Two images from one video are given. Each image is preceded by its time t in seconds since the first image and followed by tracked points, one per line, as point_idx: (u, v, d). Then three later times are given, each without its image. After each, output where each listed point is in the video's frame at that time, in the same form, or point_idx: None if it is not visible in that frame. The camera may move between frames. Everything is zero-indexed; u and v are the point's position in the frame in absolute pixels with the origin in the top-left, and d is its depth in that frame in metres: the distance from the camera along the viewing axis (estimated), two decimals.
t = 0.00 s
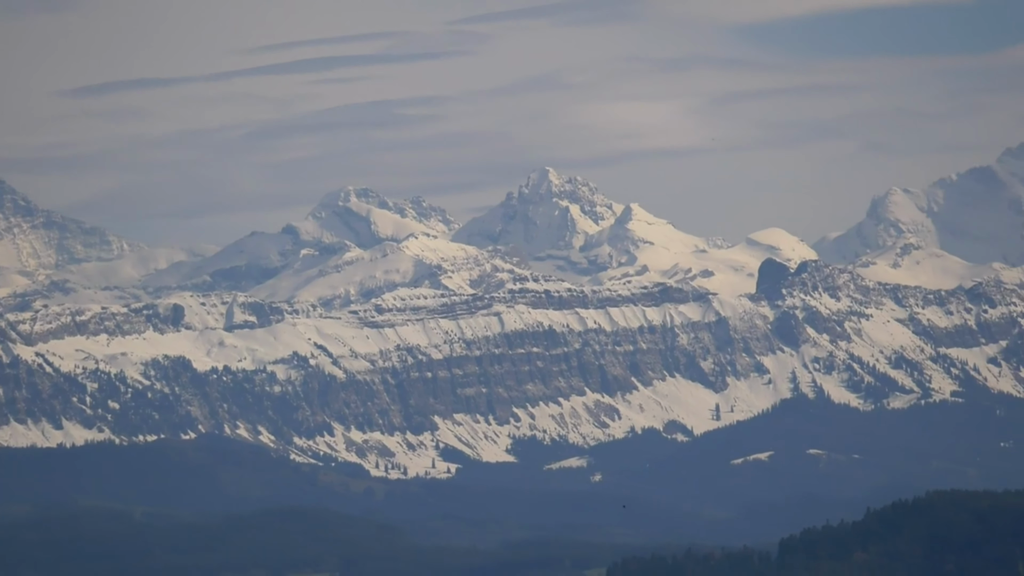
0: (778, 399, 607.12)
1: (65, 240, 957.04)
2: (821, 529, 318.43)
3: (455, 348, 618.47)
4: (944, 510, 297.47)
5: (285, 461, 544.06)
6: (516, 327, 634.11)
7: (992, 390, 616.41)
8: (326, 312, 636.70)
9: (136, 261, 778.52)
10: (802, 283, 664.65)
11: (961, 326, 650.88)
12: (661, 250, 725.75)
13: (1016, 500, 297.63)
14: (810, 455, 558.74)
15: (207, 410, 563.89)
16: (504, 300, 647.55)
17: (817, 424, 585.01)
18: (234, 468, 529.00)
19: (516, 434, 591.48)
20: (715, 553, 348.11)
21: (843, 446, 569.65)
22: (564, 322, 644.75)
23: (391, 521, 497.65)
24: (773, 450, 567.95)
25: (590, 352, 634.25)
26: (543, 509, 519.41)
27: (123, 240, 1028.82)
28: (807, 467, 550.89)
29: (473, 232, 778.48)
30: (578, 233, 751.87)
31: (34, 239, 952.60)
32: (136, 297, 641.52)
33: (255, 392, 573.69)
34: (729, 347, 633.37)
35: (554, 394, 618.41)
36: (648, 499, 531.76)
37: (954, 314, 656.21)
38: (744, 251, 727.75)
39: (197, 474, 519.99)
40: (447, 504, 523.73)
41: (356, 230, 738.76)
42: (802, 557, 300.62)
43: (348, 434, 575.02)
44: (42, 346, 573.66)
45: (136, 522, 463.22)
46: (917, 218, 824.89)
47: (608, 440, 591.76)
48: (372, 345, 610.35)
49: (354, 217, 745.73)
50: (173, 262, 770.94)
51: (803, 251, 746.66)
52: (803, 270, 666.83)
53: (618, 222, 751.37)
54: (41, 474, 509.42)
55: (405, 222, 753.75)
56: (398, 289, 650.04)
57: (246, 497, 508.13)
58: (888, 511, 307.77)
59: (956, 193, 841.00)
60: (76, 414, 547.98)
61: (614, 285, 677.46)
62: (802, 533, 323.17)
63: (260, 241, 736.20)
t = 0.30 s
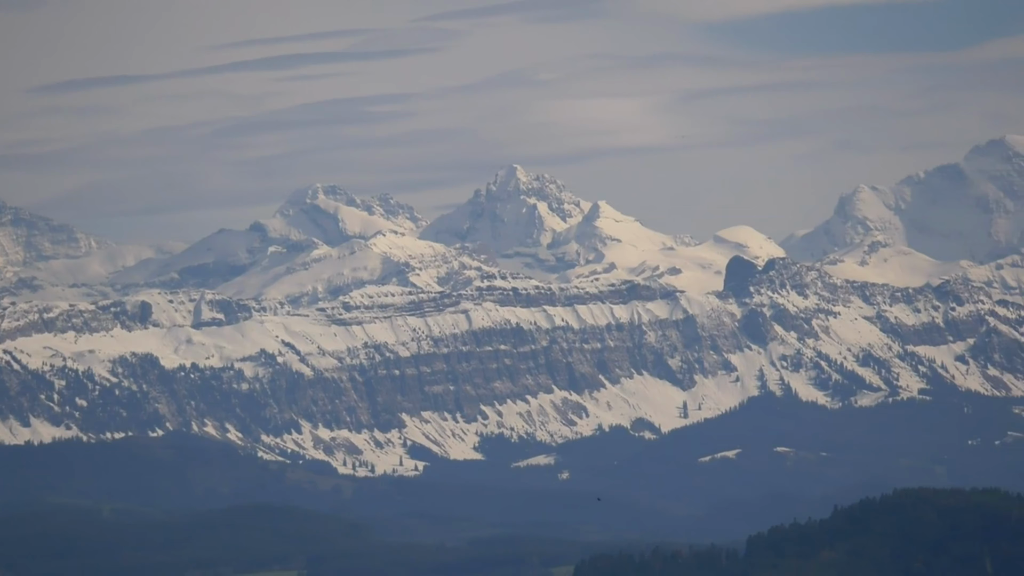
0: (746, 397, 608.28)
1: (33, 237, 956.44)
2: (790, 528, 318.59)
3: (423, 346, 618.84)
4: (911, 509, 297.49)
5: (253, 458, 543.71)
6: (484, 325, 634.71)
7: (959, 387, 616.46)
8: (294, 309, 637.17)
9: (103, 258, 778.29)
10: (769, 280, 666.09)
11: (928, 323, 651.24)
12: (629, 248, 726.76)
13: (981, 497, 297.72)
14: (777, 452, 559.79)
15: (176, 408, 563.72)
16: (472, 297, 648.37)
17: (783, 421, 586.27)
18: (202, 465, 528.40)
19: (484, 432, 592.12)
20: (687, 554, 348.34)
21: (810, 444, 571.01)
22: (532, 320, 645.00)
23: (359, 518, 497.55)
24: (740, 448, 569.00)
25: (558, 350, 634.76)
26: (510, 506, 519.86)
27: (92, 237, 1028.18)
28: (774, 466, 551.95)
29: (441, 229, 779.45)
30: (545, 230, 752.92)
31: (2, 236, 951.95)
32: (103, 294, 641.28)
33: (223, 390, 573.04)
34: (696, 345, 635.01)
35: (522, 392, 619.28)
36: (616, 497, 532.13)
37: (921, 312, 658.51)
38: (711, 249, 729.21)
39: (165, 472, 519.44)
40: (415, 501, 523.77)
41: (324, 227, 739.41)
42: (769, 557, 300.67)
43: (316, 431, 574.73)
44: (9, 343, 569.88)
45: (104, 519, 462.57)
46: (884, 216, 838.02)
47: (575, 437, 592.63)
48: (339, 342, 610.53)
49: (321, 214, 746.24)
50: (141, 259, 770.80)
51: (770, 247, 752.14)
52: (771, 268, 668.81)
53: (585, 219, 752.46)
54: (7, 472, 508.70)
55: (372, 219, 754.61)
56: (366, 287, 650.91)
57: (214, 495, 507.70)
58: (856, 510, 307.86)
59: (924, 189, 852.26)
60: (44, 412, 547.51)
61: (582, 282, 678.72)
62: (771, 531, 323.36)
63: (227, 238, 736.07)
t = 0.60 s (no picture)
0: (713, 397, 609.37)
1: None
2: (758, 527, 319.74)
3: (391, 345, 619.56)
4: (877, 507, 298.23)
5: (221, 458, 543.65)
6: (452, 325, 635.52)
7: (926, 387, 616.58)
8: (262, 309, 637.85)
9: (71, 258, 778.16)
10: (736, 280, 667.91)
11: (895, 324, 652.69)
12: (596, 247, 728.53)
13: (947, 496, 298.81)
14: (744, 453, 561.18)
15: (144, 408, 563.42)
16: (439, 297, 649.61)
17: (750, 421, 587.68)
18: (169, 465, 528.43)
19: (451, 432, 593.19)
20: (654, 553, 349.34)
21: (776, 443, 572.43)
22: (499, 319, 645.87)
23: (326, 518, 497.95)
24: (707, 448, 570.46)
25: (525, 350, 635.38)
26: (477, 506, 520.47)
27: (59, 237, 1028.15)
28: (740, 466, 553.41)
29: (408, 229, 780.61)
30: (512, 230, 754.04)
31: None
32: (70, 295, 641.29)
33: (190, 390, 572.94)
34: (663, 345, 636.19)
35: (489, 392, 620.28)
36: (583, 496, 532.97)
37: (888, 312, 660.50)
38: (678, 248, 730.77)
39: (132, 471, 519.36)
40: (382, 501, 524.17)
41: (290, 227, 740.06)
42: (736, 557, 301.71)
43: (283, 431, 574.86)
44: None
45: (71, 519, 462.49)
46: (851, 216, 841.06)
47: (543, 437, 593.56)
48: (306, 342, 610.98)
49: (288, 214, 746.91)
50: (109, 259, 770.71)
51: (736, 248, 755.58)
52: (738, 268, 670.80)
53: (553, 219, 753.80)
54: None
55: (340, 219, 755.41)
56: (333, 287, 651.89)
57: (180, 494, 507.65)
58: (822, 509, 309.06)
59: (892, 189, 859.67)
60: (11, 412, 545.52)
61: (549, 282, 680.20)
62: (740, 530, 324.31)
63: (195, 238, 736.31)
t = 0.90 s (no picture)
0: (681, 398, 610.45)
1: None
2: (726, 527, 320.75)
3: (358, 346, 620.24)
4: (845, 507, 299.55)
5: (188, 459, 543.60)
6: (419, 325, 636.45)
7: (894, 388, 617.41)
8: (229, 310, 638.36)
9: (38, 259, 777.50)
10: (704, 281, 669.61)
11: (862, 325, 654.77)
12: (564, 248, 729.36)
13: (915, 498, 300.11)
14: (710, 453, 562.58)
15: (110, 408, 562.29)
16: (406, 299, 650.53)
17: (716, 421, 589.14)
18: (137, 466, 528.40)
19: (418, 433, 593.86)
20: (619, 553, 350.35)
21: (743, 444, 573.80)
22: (466, 321, 646.98)
23: (294, 518, 498.35)
24: (674, 449, 571.77)
25: (492, 351, 635.85)
26: (444, 508, 521.10)
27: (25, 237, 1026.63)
28: (707, 466, 554.82)
29: (376, 230, 781.21)
30: (479, 231, 754.82)
31: None
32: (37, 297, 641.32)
33: (158, 391, 572.72)
34: (631, 345, 636.91)
35: (457, 393, 621.13)
36: (550, 497, 533.93)
37: (855, 313, 662.57)
38: (645, 249, 732.35)
39: (100, 471, 519.20)
40: (350, 502, 524.49)
41: (258, 228, 740.29)
42: (704, 557, 303.03)
43: (250, 432, 574.94)
44: None
45: (38, 520, 462.44)
46: (819, 216, 844.61)
47: (510, 438, 594.37)
48: (274, 343, 611.34)
49: (256, 215, 747.09)
50: (76, 260, 770.25)
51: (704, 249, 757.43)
52: (705, 269, 672.38)
53: (520, 220, 754.78)
54: None
55: (307, 220, 755.83)
56: (301, 288, 652.71)
57: (148, 494, 507.62)
58: (791, 509, 310.04)
59: (859, 190, 863.71)
60: None
61: (516, 283, 681.41)
62: (708, 530, 325.72)
63: (163, 239, 736.35)
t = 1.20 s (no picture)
0: (648, 398, 611.78)
1: None
2: (692, 528, 321.36)
3: (325, 347, 620.89)
4: (813, 508, 300.38)
5: (156, 459, 543.64)
6: (387, 326, 637.46)
7: (862, 389, 618.92)
8: (197, 311, 638.48)
9: (5, 259, 776.54)
10: (672, 282, 671.09)
11: (830, 325, 656.46)
12: (531, 249, 730.10)
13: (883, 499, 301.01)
14: (677, 454, 564.13)
15: (78, 409, 562.16)
16: (374, 299, 651.13)
17: (683, 421, 590.57)
18: (104, 466, 528.14)
19: (385, 433, 594.60)
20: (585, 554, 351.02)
21: (710, 444, 575.29)
22: (434, 321, 648.05)
23: (263, 519, 498.59)
24: (641, 450, 573.01)
25: (460, 351, 636.54)
26: (412, 507, 521.72)
27: None
28: (674, 466, 556.58)
29: (344, 231, 781.97)
30: (447, 231, 755.65)
31: None
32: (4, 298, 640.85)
33: (126, 391, 571.93)
34: (599, 346, 637.34)
35: (424, 394, 621.97)
36: (517, 497, 535.04)
37: (823, 313, 664.17)
38: (613, 250, 733.74)
39: (67, 472, 518.84)
40: (317, 502, 524.76)
41: (225, 229, 740.54)
42: (673, 557, 303.80)
43: (218, 432, 575.88)
44: None
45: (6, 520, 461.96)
46: (787, 217, 847.45)
47: (477, 439, 595.37)
48: (241, 343, 611.51)
49: (224, 215, 747.28)
50: (43, 260, 769.37)
51: (672, 250, 758.53)
52: (673, 270, 673.78)
53: (488, 220, 755.71)
54: None
55: (275, 220, 756.16)
56: (268, 288, 653.10)
57: (116, 494, 507.38)
58: (758, 510, 310.76)
59: (827, 190, 866.44)
60: None
61: (484, 284, 682.35)
62: (677, 530, 326.63)
63: (131, 240, 736.08)
